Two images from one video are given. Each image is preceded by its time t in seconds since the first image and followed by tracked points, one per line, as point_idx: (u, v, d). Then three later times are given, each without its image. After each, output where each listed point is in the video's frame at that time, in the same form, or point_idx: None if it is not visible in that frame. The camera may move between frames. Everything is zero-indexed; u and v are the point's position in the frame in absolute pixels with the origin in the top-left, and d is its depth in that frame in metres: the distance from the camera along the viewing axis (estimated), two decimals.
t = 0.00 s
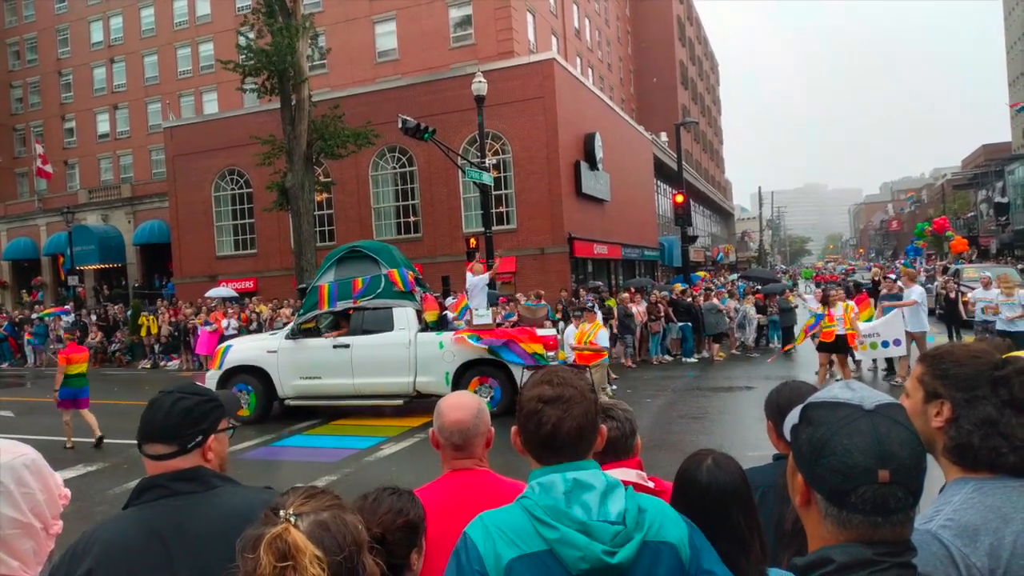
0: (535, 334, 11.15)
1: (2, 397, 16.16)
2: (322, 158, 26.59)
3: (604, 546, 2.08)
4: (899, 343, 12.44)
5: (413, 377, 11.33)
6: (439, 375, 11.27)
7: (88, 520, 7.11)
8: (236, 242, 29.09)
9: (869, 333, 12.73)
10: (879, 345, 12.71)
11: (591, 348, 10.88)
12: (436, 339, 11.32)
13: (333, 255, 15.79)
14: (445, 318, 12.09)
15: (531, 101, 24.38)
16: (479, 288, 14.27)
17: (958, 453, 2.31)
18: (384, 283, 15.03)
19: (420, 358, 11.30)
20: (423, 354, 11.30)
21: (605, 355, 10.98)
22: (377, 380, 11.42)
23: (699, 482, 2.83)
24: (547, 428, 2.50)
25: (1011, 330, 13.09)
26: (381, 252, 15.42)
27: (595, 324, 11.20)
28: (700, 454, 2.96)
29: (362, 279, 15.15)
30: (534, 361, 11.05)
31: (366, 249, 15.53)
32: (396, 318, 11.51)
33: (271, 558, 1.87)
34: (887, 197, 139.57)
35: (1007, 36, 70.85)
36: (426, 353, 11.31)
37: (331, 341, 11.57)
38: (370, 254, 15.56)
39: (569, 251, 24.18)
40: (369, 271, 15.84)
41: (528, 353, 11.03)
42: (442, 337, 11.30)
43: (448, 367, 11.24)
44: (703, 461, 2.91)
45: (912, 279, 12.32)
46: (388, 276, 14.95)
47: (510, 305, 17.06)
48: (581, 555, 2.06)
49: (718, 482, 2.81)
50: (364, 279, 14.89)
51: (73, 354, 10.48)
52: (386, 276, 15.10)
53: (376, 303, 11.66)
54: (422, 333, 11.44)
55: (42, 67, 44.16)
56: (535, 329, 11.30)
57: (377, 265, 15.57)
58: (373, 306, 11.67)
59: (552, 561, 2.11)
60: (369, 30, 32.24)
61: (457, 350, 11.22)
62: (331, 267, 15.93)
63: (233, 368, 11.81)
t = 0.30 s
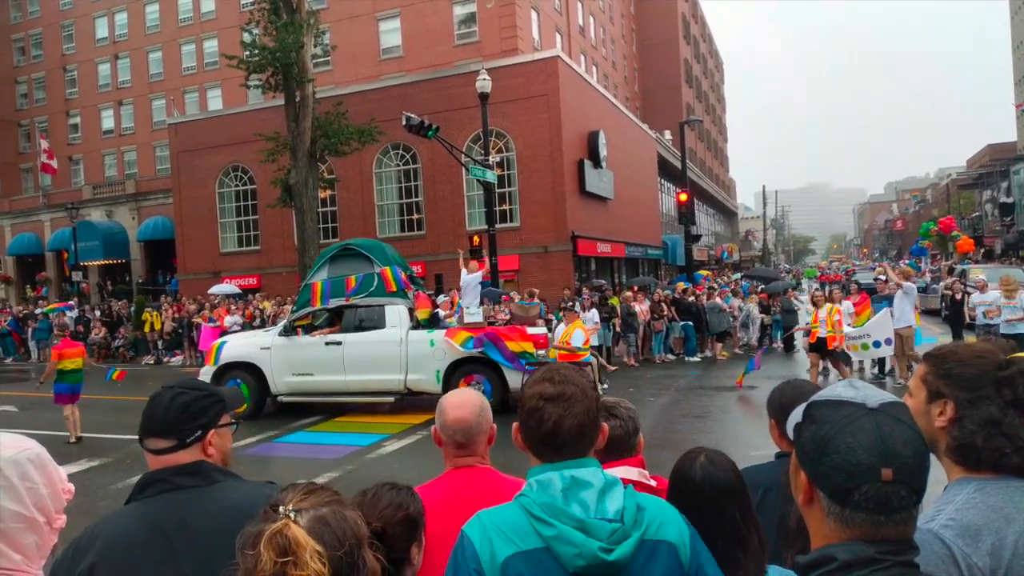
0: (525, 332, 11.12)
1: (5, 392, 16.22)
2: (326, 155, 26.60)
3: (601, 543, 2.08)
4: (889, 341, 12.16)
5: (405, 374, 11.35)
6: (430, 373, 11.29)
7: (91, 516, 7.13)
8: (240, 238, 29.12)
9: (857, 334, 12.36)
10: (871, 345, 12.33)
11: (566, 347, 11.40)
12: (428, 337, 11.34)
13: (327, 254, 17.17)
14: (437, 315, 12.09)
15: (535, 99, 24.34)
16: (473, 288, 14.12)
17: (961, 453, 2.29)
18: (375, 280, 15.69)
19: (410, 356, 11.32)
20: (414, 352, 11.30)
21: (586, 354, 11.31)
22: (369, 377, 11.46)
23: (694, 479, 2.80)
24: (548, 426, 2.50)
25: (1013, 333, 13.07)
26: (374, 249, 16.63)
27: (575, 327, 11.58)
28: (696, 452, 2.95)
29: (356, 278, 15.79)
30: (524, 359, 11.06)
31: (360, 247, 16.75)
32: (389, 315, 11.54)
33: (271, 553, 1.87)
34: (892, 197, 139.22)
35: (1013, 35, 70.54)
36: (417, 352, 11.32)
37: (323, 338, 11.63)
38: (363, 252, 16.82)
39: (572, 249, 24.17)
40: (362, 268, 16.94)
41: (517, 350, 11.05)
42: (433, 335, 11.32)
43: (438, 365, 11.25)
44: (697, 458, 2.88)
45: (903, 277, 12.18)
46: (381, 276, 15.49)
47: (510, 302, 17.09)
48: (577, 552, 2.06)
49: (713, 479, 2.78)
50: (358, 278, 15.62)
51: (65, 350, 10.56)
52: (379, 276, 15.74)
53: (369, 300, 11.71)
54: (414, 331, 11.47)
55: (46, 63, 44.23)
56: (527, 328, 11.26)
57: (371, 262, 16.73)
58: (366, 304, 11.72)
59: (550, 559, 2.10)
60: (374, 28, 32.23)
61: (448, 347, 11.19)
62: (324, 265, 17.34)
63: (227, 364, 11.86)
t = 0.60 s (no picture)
0: (518, 331, 11.19)
1: (13, 388, 16.31)
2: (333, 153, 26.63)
3: (615, 551, 2.08)
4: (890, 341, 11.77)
5: (400, 372, 11.41)
6: (424, 371, 11.32)
7: (98, 511, 7.15)
8: (247, 236, 29.21)
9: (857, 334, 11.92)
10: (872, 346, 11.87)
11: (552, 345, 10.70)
12: (422, 335, 11.37)
13: (323, 253, 17.10)
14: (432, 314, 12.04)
15: (543, 97, 24.30)
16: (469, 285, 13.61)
17: (969, 452, 2.29)
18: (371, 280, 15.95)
19: (405, 354, 11.37)
20: (409, 350, 11.36)
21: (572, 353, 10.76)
22: (364, 375, 11.52)
23: (694, 478, 2.78)
24: (555, 425, 2.50)
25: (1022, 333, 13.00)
26: (370, 248, 16.50)
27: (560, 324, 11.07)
28: (696, 449, 2.94)
29: (352, 276, 15.92)
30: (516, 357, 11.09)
31: (356, 245, 16.61)
32: (383, 313, 11.61)
33: (280, 546, 1.87)
34: (900, 197, 138.67)
35: None
36: (411, 350, 11.37)
37: (319, 336, 11.74)
38: (359, 251, 16.64)
39: (578, 248, 24.14)
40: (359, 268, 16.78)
41: (511, 348, 11.09)
42: (428, 334, 11.34)
43: (432, 363, 11.28)
44: (698, 456, 2.87)
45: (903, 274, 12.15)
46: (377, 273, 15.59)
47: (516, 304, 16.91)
48: (592, 561, 2.06)
49: (714, 478, 2.75)
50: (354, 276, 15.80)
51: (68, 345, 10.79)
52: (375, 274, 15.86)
53: (365, 298, 11.78)
54: (409, 329, 11.53)
55: (55, 60, 44.45)
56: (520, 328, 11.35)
57: (367, 262, 16.59)
58: (363, 301, 11.76)
59: (561, 563, 2.09)
60: (381, 26, 32.23)
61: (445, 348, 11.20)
62: (320, 264, 17.25)
63: (225, 361, 11.98)
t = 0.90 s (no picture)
0: (520, 329, 10.86)
1: (37, 387, 16.57)
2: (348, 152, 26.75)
3: (640, 542, 2.07)
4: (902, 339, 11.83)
5: (404, 370, 11.58)
6: (427, 368, 11.48)
7: (122, 508, 7.25)
8: (265, 235, 29.42)
9: (870, 333, 12.13)
10: (885, 344, 12.04)
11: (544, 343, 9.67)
12: (426, 333, 11.54)
13: (329, 250, 16.95)
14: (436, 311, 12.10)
15: (558, 93, 24.23)
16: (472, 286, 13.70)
17: (993, 447, 2.28)
18: (376, 278, 16.39)
19: (409, 352, 11.54)
20: (413, 348, 11.53)
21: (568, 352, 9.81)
22: (368, 372, 11.74)
23: (711, 475, 2.75)
24: (573, 425, 2.48)
25: None
26: (376, 246, 16.34)
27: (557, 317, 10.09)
28: (713, 446, 2.91)
29: (358, 275, 16.59)
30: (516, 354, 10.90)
31: (362, 244, 16.40)
32: (388, 312, 11.79)
33: (303, 540, 1.89)
34: (920, 191, 136.92)
35: None
36: (415, 348, 11.54)
37: (326, 334, 11.98)
38: (365, 248, 16.54)
39: (594, 245, 24.08)
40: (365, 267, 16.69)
41: (512, 345, 10.86)
42: (431, 332, 11.48)
43: (435, 361, 11.44)
44: (714, 453, 2.84)
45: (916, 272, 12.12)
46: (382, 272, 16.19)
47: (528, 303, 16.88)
48: (617, 553, 2.04)
49: (732, 474, 2.72)
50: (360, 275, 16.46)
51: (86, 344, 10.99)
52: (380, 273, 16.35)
53: (370, 297, 11.98)
54: (413, 327, 11.68)
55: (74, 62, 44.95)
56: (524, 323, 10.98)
57: (373, 260, 16.42)
58: (368, 300, 12.01)
59: (586, 560, 2.08)
60: (395, 24, 32.28)
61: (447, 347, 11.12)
62: (327, 262, 17.10)
63: (235, 359, 12.25)
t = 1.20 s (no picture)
0: (520, 327, 10.74)
1: (56, 382, 16.74)
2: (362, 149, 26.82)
3: (659, 543, 2.06)
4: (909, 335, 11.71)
5: (405, 366, 11.66)
6: (428, 365, 11.56)
7: (141, 502, 7.31)
8: (280, 231, 29.57)
9: (880, 330, 12.00)
10: (895, 340, 11.92)
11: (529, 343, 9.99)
12: (427, 329, 11.62)
13: (332, 248, 17.23)
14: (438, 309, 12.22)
15: (572, 90, 24.16)
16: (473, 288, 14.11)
17: (1016, 446, 2.34)
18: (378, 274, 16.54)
19: (410, 349, 11.63)
20: (414, 345, 11.62)
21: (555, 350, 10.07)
22: (370, 369, 11.83)
23: (725, 472, 2.72)
24: (580, 419, 2.48)
25: None
26: (379, 243, 16.64)
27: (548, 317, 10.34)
28: (728, 444, 2.88)
29: (360, 271, 16.76)
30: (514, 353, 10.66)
31: (365, 241, 16.72)
32: (390, 309, 11.90)
33: (319, 534, 1.89)
34: (938, 187, 135.38)
35: None
36: (417, 344, 11.63)
37: (328, 330, 12.09)
38: (368, 246, 16.84)
39: (608, 241, 24.00)
40: (368, 263, 16.92)
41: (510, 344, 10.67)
42: (432, 328, 11.59)
43: (435, 357, 11.49)
44: (728, 450, 2.81)
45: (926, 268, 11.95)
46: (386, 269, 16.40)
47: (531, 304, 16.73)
48: (636, 553, 2.03)
49: (747, 471, 2.69)
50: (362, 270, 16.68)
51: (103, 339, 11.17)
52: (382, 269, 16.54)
53: (374, 294, 12.12)
54: (414, 324, 11.77)
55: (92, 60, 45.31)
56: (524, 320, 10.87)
57: (375, 256, 16.69)
58: (371, 297, 12.14)
59: (601, 557, 2.08)
60: (410, 22, 32.31)
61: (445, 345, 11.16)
62: (330, 259, 17.37)
63: (240, 354, 12.39)
